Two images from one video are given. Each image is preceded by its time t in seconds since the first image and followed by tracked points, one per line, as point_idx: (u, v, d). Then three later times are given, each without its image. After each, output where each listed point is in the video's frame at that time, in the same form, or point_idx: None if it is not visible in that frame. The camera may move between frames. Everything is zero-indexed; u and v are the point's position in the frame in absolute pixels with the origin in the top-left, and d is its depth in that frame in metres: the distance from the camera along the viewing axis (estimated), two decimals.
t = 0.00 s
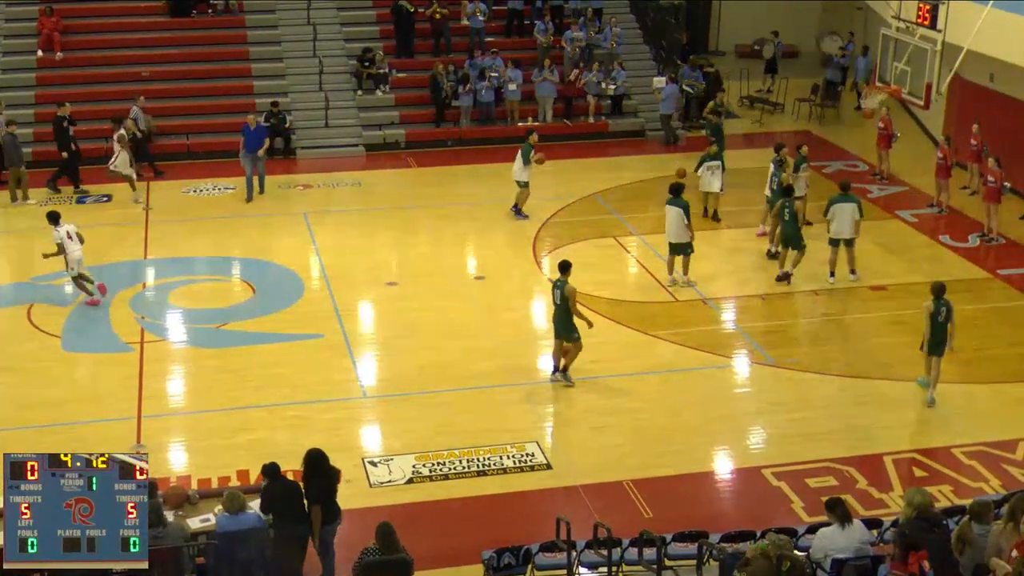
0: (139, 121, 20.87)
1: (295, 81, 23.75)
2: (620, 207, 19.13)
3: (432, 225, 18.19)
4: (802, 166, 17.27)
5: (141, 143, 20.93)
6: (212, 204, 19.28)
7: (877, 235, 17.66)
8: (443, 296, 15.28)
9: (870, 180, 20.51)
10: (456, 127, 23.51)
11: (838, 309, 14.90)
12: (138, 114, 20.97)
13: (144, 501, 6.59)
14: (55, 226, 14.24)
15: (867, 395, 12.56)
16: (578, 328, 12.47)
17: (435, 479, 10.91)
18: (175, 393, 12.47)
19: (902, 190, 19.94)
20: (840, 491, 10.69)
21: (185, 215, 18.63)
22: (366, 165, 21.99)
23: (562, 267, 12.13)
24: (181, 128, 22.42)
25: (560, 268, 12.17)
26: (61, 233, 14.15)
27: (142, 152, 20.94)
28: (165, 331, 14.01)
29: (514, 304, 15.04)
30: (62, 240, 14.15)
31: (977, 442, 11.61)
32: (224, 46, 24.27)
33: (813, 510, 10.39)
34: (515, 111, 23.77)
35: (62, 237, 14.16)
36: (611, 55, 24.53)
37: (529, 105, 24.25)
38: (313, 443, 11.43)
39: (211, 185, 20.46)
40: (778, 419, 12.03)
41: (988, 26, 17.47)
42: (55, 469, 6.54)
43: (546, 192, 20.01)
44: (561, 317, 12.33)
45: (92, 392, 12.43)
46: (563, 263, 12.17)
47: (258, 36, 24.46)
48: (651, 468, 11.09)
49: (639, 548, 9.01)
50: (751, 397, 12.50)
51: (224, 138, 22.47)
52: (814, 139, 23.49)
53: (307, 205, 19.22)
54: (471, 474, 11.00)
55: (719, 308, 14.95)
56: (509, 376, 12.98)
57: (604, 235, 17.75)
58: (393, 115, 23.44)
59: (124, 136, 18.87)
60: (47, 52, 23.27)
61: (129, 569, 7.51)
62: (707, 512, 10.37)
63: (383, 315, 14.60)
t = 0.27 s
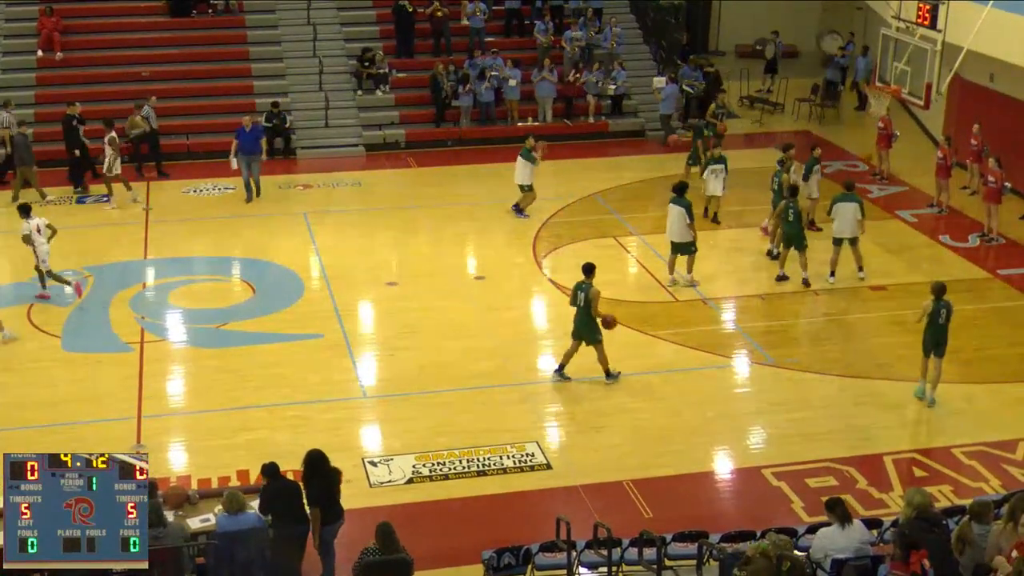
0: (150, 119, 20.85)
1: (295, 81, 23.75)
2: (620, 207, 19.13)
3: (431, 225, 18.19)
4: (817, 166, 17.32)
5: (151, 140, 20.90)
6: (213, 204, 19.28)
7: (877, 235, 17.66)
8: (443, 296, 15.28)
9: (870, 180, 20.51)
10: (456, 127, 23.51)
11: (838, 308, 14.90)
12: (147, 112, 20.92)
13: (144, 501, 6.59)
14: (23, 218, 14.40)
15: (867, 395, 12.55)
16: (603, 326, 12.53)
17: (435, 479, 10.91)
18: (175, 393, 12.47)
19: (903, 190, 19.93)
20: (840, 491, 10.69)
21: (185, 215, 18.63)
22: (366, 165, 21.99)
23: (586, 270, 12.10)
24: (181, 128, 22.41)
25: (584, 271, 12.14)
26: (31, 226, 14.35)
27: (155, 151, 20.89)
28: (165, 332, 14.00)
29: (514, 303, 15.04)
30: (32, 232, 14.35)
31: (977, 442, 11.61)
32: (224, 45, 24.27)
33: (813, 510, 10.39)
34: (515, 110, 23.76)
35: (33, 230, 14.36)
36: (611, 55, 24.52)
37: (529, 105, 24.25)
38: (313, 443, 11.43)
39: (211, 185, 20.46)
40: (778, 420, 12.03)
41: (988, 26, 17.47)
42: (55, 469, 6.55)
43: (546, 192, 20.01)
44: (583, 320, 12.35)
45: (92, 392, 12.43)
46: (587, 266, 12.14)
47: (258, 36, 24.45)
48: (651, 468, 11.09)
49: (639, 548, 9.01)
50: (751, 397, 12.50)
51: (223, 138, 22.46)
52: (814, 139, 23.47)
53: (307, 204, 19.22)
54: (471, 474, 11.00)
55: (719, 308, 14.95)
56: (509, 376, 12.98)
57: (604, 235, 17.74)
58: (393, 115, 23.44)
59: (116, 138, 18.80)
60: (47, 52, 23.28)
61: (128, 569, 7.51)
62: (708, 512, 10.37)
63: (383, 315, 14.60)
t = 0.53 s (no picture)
0: (159, 118, 21.16)
1: (295, 81, 23.75)
2: (620, 207, 19.13)
3: (431, 225, 18.19)
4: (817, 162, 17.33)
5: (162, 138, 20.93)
6: (212, 204, 19.27)
7: (877, 235, 17.66)
8: (442, 296, 15.28)
9: (870, 180, 20.51)
10: (456, 127, 23.51)
11: (838, 308, 14.91)
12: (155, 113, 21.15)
13: (144, 501, 6.59)
14: None
15: (867, 395, 12.56)
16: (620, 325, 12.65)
17: (434, 479, 10.91)
18: (175, 393, 12.47)
19: (902, 190, 19.93)
20: (840, 491, 10.69)
21: (185, 215, 18.62)
22: (366, 165, 21.99)
23: (607, 266, 12.28)
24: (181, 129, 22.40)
25: (604, 267, 12.32)
26: None
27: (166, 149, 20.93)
28: (164, 332, 13.99)
29: (514, 303, 15.04)
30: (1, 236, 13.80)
31: (976, 442, 11.61)
32: (223, 45, 24.27)
33: (813, 510, 10.39)
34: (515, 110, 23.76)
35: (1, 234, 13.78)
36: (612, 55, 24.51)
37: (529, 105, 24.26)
38: (313, 443, 11.43)
39: (211, 185, 20.46)
40: (778, 419, 12.03)
41: (988, 25, 17.47)
42: (55, 469, 6.55)
43: (546, 192, 20.01)
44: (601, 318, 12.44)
45: (91, 392, 12.43)
46: (607, 263, 12.32)
47: (258, 36, 24.45)
48: (651, 468, 11.09)
49: (639, 548, 9.01)
50: (751, 397, 12.50)
51: (224, 138, 22.47)
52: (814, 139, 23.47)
53: (307, 204, 19.22)
54: (471, 474, 11.00)
55: (719, 308, 14.95)
56: (509, 376, 12.99)
57: (604, 235, 17.74)
58: (392, 115, 23.43)
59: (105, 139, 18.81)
60: (47, 52, 23.28)
61: (129, 569, 7.51)
62: (708, 512, 10.37)
63: (382, 315, 14.60)
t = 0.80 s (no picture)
0: (169, 119, 20.98)
1: (295, 81, 23.75)
2: (620, 207, 19.13)
3: (431, 225, 18.19)
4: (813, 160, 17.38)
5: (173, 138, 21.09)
6: (212, 204, 19.27)
7: (877, 235, 17.66)
8: (442, 296, 15.28)
9: (870, 180, 20.51)
10: (456, 127, 23.51)
11: (838, 309, 14.91)
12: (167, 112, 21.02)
13: (144, 501, 6.59)
14: None
15: (867, 394, 12.55)
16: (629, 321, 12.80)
17: (434, 479, 10.91)
18: (175, 393, 12.47)
19: (902, 190, 19.94)
20: (840, 491, 10.69)
21: (185, 215, 18.63)
22: (366, 165, 21.99)
23: (616, 263, 12.47)
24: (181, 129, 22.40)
25: (613, 266, 12.50)
26: None
27: (176, 148, 21.17)
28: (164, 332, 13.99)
29: (514, 303, 15.04)
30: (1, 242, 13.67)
31: (976, 442, 11.61)
32: (223, 45, 24.28)
33: (813, 510, 10.39)
34: (515, 110, 23.76)
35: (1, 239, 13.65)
36: (612, 55, 24.51)
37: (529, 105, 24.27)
38: (313, 443, 11.43)
39: (211, 185, 20.46)
40: (778, 419, 12.03)
41: (988, 25, 17.48)
42: (55, 469, 6.55)
43: (546, 192, 20.00)
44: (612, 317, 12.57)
45: (91, 392, 12.43)
46: (615, 260, 12.51)
47: (258, 36, 24.45)
48: (651, 468, 11.09)
49: (639, 548, 9.01)
50: (751, 397, 12.50)
51: (224, 138, 22.48)
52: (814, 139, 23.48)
53: (307, 204, 19.21)
54: (471, 474, 11.00)
55: (719, 308, 14.95)
56: (509, 376, 12.99)
57: (604, 235, 17.74)
58: (393, 115, 23.43)
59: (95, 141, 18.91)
60: (46, 52, 23.29)
61: (129, 569, 7.52)
62: (708, 512, 10.37)
63: (382, 315, 14.60)
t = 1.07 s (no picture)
0: (179, 117, 21.04)
1: (295, 81, 23.76)
2: (620, 207, 19.13)
3: (431, 225, 18.20)
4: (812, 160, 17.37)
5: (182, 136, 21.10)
6: (212, 204, 19.27)
7: (877, 235, 17.66)
8: (442, 296, 15.28)
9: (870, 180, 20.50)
10: (456, 127, 23.50)
11: (838, 309, 14.90)
12: (178, 109, 21.09)
13: (144, 501, 6.59)
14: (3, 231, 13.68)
15: (867, 395, 12.55)
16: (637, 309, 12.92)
17: (434, 479, 10.91)
18: (175, 393, 12.47)
19: (902, 190, 19.94)
20: (840, 491, 10.69)
21: (185, 215, 18.62)
22: (366, 165, 21.98)
23: (621, 259, 12.47)
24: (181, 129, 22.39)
25: (620, 259, 12.48)
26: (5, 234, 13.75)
27: (184, 147, 21.21)
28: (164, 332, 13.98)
29: (514, 303, 15.05)
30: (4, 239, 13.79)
31: (976, 442, 11.61)
32: (223, 45, 24.28)
33: (813, 510, 10.39)
34: (515, 110, 23.76)
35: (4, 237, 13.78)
36: (612, 54, 24.51)
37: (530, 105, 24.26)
38: (313, 443, 11.43)
39: (211, 185, 20.46)
40: (778, 419, 12.04)
41: (988, 25, 17.48)
42: (55, 469, 6.55)
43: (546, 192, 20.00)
44: (620, 310, 12.65)
45: (91, 392, 12.43)
46: (619, 253, 12.51)
47: (258, 36, 24.45)
48: (651, 468, 11.09)
49: (639, 548, 9.00)
50: (751, 397, 12.50)
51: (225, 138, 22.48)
52: (814, 139, 23.47)
53: (307, 204, 19.21)
54: (471, 474, 11.00)
55: (719, 308, 14.94)
56: (509, 376, 12.99)
57: (604, 235, 17.74)
58: (392, 115, 23.43)
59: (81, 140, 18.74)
60: (46, 52, 23.30)
61: (129, 569, 7.52)
62: (708, 512, 10.37)
63: (382, 315, 14.60)
